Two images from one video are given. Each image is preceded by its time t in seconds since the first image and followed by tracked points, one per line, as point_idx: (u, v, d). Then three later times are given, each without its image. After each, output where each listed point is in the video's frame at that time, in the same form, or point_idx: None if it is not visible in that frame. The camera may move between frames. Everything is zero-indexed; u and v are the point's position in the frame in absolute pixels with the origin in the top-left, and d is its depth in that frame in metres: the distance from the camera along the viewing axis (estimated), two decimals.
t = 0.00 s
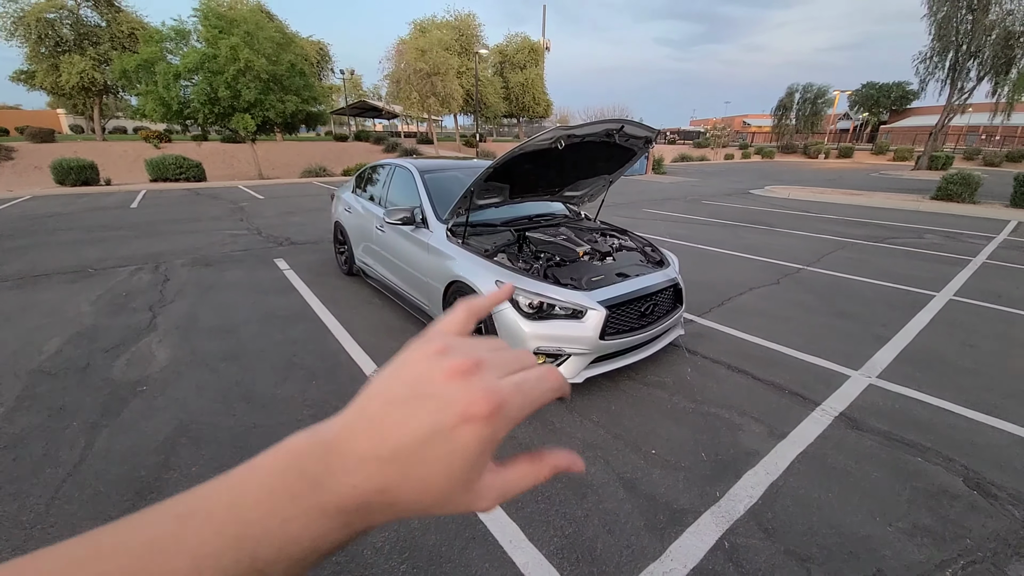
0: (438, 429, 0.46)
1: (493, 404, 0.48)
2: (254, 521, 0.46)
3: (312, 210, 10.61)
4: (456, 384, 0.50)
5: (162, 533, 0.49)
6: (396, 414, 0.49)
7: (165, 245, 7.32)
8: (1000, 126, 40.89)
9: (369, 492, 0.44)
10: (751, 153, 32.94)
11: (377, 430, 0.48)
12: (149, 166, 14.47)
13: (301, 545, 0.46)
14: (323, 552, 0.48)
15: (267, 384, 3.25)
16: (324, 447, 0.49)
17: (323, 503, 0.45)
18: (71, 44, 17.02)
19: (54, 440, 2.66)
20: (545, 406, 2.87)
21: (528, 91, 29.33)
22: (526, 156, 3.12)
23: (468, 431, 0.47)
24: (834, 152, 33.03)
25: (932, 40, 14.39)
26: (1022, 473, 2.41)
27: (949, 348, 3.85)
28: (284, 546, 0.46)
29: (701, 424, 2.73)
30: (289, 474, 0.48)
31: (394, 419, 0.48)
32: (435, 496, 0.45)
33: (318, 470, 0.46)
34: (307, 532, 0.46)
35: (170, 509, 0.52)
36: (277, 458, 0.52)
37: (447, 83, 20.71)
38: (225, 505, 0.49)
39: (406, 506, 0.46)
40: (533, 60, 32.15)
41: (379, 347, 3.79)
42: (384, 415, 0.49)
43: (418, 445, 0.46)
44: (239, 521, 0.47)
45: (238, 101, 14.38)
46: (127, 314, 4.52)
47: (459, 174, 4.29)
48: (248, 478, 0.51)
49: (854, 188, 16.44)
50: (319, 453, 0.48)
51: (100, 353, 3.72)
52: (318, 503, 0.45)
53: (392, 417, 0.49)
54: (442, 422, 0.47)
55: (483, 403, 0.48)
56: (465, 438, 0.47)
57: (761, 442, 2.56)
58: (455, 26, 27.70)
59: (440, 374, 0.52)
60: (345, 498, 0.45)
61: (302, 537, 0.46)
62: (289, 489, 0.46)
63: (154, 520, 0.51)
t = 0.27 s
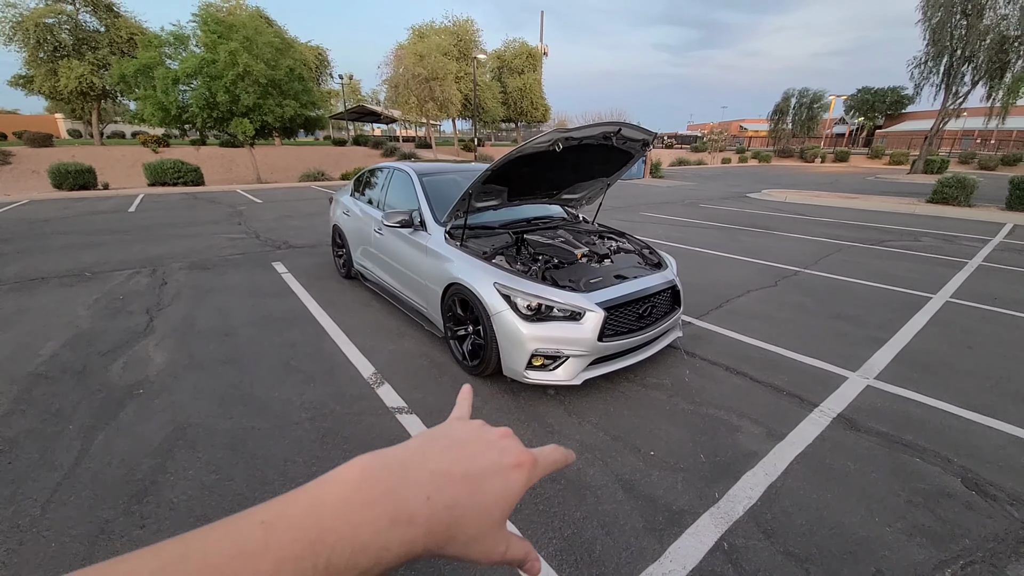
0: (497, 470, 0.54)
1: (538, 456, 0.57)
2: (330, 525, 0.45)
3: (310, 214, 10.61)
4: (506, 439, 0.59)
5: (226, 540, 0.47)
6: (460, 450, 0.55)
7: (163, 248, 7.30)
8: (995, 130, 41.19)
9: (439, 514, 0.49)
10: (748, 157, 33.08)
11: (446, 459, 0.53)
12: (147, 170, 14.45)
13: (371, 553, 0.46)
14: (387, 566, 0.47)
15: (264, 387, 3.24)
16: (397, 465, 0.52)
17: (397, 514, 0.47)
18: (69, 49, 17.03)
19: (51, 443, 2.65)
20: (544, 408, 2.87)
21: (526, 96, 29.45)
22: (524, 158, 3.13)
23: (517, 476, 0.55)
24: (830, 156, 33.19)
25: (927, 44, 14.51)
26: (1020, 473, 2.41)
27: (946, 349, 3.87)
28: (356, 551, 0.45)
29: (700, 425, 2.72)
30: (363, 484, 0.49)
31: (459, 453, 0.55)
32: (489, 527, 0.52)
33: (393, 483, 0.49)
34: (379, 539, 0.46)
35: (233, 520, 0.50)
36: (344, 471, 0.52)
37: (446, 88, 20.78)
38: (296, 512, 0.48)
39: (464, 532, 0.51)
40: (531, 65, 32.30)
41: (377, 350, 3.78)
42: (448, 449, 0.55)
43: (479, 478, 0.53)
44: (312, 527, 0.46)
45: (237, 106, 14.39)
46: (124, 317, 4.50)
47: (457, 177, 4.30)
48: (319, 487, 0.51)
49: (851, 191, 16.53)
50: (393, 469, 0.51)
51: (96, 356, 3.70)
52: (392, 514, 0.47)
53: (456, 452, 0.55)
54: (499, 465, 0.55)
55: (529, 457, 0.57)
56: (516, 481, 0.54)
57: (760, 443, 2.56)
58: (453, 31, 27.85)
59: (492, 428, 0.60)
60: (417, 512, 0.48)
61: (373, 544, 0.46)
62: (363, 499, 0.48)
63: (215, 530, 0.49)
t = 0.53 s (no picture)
0: (506, 437, 0.54)
1: (548, 424, 0.57)
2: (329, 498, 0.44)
3: (308, 214, 10.61)
4: (515, 408, 0.59)
5: (224, 517, 0.46)
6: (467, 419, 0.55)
7: (161, 249, 7.30)
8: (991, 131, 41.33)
9: (443, 487, 0.49)
10: (746, 157, 33.14)
11: (451, 429, 0.53)
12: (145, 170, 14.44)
13: (373, 527, 0.45)
14: (392, 540, 0.47)
15: (263, 386, 3.25)
16: (400, 436, 0.52)
17: (400, 485, 0.47)
18: (67, 49, 17.01)
19: (50, 443, 2.65)
20: (542, 407, 2.88)
21: (525, 96, 29.48)
22: (523, 159, 3.15)
23: (527, 444, 0.55)
24: (828, 156, 33.29)
25: (924, 45, 14.57)
26: (1015, 469, 2.43)
27: (942, 348, 3.89)
28: (357, 525, 0.44)
29: (698, 424, 2.74)
30: (364, 455, 0.49)
31: (465, 425, 0.55)
32: (496, 499, 0.51)
33: (395, 455, 0.49)
34: (381, 509, 0.45)
35: (232, 493, 0.49)
36: (346, 445, 0.51)
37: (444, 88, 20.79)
38: (296, 486, 0.47)
39: (473, 505, 0.50)
40: (529, 66, 32.36)
41: (376, 349, 3.79)
42: (454, 420, 0.55)
43: (485, 448, 0.53)
44: (313, 498, 0.45)
45: (235, 106, 14.39)
46: (123, 318, 4.51)
47: (456, 177, 4.31)
48: (318, 461, 0.50)
49: (848, 192, 16.61)
50: (396, 439, 0.51)
51: (95, 356, 3.70)
52: (393, 485, 0.47)
53: (462, 423, 0.55)
54: (507, 433, 0.55)
55: (541, 424, 0.57)
56: (525, 448, 0.54)
57: (757, 441, 2.58)
58: (452, 32, 27.85)
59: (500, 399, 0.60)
60: (419, 483, 0.48)
61: (375, 517, 0.45)
62: (364, 470, 0.47)
63: (212, 506, 0.48)
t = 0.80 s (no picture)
0: (519, 428, 0.57)
1: (556, 416, 0.61)
2: (352, 486, 0.46)
3: (307, 216, 10.61)
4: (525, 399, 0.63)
5: (247, 506, 0.46)
6: (480, 411, 0.59)
7: (159, 251, 7.29)
8: (986, 132, 41.56)
9: (461, 475, 0.51)
10: (744, 159, 33.25)
11: (465, 420, 0.56)
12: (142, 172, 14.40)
13: (397, 513, 0.47)
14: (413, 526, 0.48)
15: (264, 388, 3.26)
16: (417, 427, 0.54)
17: (420, 472, 0.49)
18: (64, 51, 16.98)
19: (50, 445, 2.65)
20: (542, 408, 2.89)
21: (523, 98, 29.55)
22: (522, 161, 3.17)
23: (538, 434, 0.58)
24: (824, 157, 33.44)
25: (919, 48, 14.67)
26: (1009, 468, 2.46)
27: (938, 349, 3.92)
28: (380, 512, 0.46)
29: (697, 424, 2.76)
30: (383, 444, 0.51)
31: (479, 416, 0.58)
32: (509, 488, 0.54)
33: (414, 443, 0.52)
34: (405, 494, 0.47)
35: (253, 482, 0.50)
36: (366, 436, 0.53)
37: (442, 90, 20.82)
38: (318, 473, 0.49)
39: (489, 493, 0.53)
40: (527, 68, 32.46)
41: (376, 351, 3.80)
42: (468, 412, 0.58)
43: (499, 437, 0.56)
44: (337, 484, 0.46)
45: (233, 108, 14.39)
46: (122, 320, 4.50)
47: (455, 180, 4.33)
48: (338, 449, 0.52)
49: (845, 193, 16.69)
50: (414, 430, 0.54)
51: (95, 358, 3.70)
52: (415, 473, 0.49)
53: (476, 415, 0.58)
54: (519, 424, 0.58)
55: (550, 416, 0.61)
56: (537, 438, 0.58)
57: (754, 441, 2.60)
58: (450, 34, 27.89)
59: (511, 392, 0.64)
60: (439, 471, 0.50)
61: (398, 505, 0.47)
62: (387, 459, 0.50)
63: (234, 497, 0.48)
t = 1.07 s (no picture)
0: (516, 442, 0.56)
1: (556, 428, 0.60)
2: (338, 507, 0.45)
3: (305, 218, 10.59)
4: (522, 412, 0.62)
5: (234, 532, 0.45)
6: (475, 427, 0.57)
7: (157, 253, 7.27)
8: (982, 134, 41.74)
9: (455, 495, 0.50)
10: (741, 160, 33.33)
11: (460, 438, 0.55)
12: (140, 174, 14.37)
13: (385, 539, 0.46)
14: (404, 549, 0.47)
15: (262, 390, 3.25)
16: (409, 445, 0.53)
17: (411, 498, 0.47)
18: (62, 53, 16.96)
19: (47, 448, 2.64)
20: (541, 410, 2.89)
21: (521, 100, 29.61)
22: (521, 163, 3.17)
23: (536, 448, 0.57)
24: (822, 159, 33.55)
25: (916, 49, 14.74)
26: (1008, 468, 2.46)
27: (936, 349, 3.93)
28: (372, 536, 0.45)
29: (696, 425, 2.76)
30: (373, 466, 0.49)
31: (474, 432, 0.56)
32: (504, 506, 0.53)
33: (404, 465, 0.50)
34: (396, 518, 0.46)
35: (239, 511, 0.48)
36: (357, 456, 0.52)
37: (441, 92, 20.84)
38: (308, 495, 0.47)
39: (483, 511, 0.52)
40: (525, 70, 32.53)
41: (374, 353, 3.79)
42: (462, 428, 0.57)
43: (494, 453, 0.54)
44: (324, 509, 0.45)
45: (231, 110, 14.37)
46: (120, 322, 4.49)
47: (454, 181, 4.33)
48: (325, 473, 0.50)
49: (843, 194, 16.73)
50: (402, 450, 0.52)
51: (92, 361, 3.69)
52: (406, 495, 0.47)
53: (471, 431, 0.56)
54: (515, 438, 0.57)
55: (548, 429, 0.60)
56: (534, 452, 0.56)
57: (754, 443, 2.60)
58: (448, 35, 27.94)
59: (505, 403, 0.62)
60: (429, 494, 0.49)
61: (387, 529, 0.46)
62: (378, 480, 0.48)
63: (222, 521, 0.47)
